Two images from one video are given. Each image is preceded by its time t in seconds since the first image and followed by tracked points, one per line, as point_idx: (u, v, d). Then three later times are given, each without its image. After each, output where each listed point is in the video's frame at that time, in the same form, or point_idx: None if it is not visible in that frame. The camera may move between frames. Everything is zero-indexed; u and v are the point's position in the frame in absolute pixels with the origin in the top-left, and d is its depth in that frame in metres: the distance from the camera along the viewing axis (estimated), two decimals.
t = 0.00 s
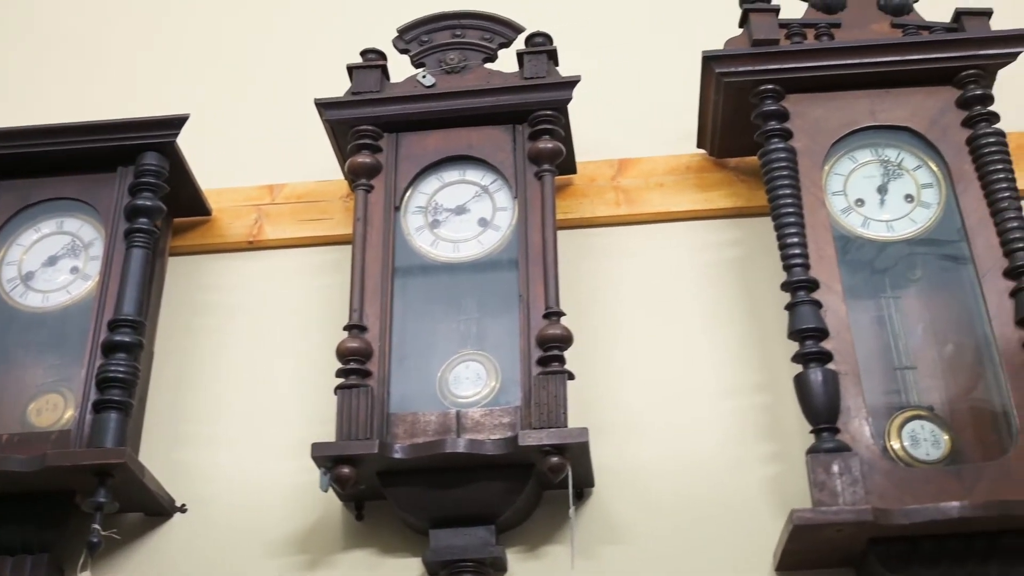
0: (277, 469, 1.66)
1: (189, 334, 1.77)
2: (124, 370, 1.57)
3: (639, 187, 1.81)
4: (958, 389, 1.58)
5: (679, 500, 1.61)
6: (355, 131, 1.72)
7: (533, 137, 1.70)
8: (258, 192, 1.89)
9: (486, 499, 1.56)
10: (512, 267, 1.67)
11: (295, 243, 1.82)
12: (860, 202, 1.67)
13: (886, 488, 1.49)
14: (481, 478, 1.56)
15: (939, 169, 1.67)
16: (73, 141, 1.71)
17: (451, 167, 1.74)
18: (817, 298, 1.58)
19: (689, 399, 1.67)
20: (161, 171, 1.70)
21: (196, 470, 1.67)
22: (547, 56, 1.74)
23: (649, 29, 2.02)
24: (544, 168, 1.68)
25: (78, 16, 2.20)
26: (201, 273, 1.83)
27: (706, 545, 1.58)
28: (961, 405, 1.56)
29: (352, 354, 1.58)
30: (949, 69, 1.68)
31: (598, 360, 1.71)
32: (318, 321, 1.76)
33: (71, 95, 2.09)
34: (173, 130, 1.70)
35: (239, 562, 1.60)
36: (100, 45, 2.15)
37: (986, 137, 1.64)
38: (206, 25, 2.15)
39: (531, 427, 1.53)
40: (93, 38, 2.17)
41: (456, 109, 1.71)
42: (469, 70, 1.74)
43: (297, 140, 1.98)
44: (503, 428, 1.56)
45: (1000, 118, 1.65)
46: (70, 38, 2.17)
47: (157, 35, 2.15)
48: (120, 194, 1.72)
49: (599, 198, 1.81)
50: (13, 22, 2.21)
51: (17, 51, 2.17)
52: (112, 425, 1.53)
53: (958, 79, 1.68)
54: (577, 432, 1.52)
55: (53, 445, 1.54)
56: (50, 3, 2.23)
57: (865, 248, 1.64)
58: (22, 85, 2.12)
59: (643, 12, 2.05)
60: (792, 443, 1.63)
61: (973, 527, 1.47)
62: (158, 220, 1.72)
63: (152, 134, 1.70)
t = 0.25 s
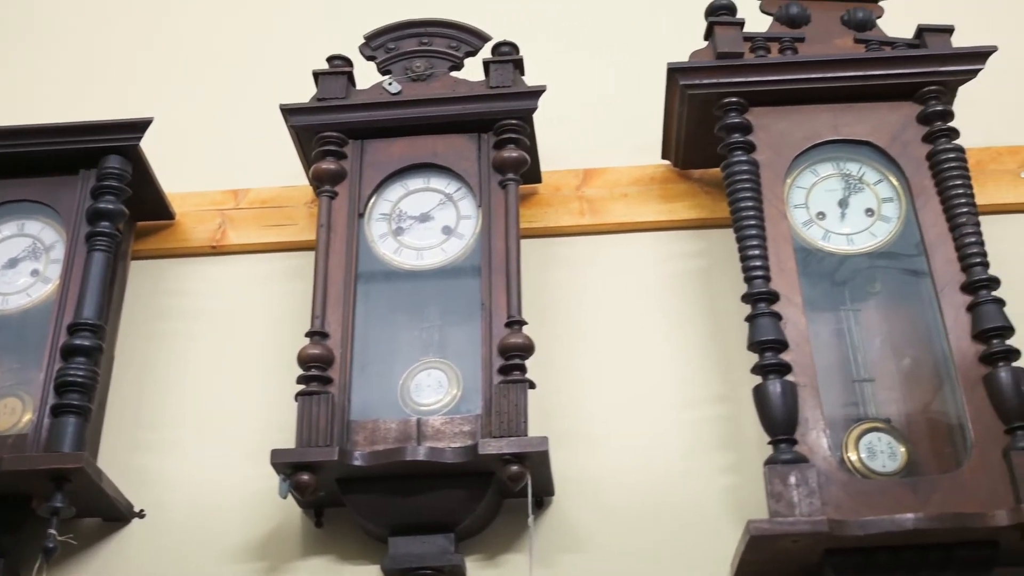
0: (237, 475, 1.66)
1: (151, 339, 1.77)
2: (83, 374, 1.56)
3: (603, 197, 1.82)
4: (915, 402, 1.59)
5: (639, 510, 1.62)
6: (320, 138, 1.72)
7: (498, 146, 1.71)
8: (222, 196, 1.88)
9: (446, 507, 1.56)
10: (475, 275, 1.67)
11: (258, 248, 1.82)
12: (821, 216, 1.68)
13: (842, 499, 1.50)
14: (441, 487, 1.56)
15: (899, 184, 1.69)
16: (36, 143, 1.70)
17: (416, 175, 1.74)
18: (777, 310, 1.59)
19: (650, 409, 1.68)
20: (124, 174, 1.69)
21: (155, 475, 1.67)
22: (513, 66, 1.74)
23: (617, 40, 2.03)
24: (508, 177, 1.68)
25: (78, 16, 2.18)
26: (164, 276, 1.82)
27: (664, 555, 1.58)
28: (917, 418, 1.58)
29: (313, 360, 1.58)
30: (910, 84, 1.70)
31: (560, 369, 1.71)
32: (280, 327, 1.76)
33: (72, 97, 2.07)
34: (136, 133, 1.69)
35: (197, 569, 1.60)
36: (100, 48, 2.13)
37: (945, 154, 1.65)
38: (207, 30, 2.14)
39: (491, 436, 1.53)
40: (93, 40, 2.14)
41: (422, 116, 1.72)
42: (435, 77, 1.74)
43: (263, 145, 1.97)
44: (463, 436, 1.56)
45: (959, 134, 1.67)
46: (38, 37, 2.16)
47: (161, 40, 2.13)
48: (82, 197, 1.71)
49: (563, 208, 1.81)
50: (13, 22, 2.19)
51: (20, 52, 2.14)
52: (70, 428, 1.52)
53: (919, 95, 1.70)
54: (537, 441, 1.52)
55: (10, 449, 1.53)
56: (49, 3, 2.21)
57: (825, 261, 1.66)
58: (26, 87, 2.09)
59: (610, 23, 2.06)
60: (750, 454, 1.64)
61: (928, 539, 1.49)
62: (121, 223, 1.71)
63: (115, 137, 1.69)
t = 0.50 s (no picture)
0: (191, 477, 1.65)
1: (107, 340, 1.76)
2: (36, 374, 1.55)
3: (562, 203, 1.82)
4: (867, 410, 1.60)
5: (593, 514, 1.62)
6: (279, 139, 1.72)
7: (456, 151, 1.71)
8: (180, 197, 1.87)
9: (399, 510, 1.56)
10: (432, 279, 1.67)
11: (216, 250, 1.81)
12: (777, 224, 1.69)
13: (793, 505, 1.51)
14: (394, 490, 1.56)
15: (854, 194, 1.70)
16: None
17: (375, 178, 1.74)
18: (731, 317, 1.60)
19: (605, 414, 1.69)
20: (80, 174, 1.68)
21: (108, 477, 1.66)
22: (473, 70, 1.74)
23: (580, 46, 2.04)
24: (467, 181, 1.68)
25: (73, 16, 2.15)
26: (120, 277, 1.81)
27: (617, 560, 1.59)
28: (869, 425, 1.59)
29: (268, 363, 1.57)
30: (866, 95, 1.71)
31: (517, 374, 1.72)
32: (237, 329, 1.75)
33: (76, 99, 2.04)
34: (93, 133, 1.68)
35: (148, 571, 1.59)
36: (96, 49, 2.11)
37: (899, 164, 1.67)
38: (201, 32, 2.12)
39: (446, 440, 1.53)
40: (93, 42, 2.12)
41: (380, 120, 1.72)
42: (395, 81, 1.74)
43: (224, 146, 1.97)
44: (418, 440, 1.56)
45: (913, 145, 1.69)
46: None
47: (143, 40, 2.12)
48: (38, 196, 1.69)
49: (522, 212, 1.82)
50: (9, 22, 2.15)
51: (23, 56, 2.10)
52: (20, 429, 1.50)
53: (875, 105, 1.71)
54: (491, 445, 1.53)
55: None
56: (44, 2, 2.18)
57: (780, 269, 1.67)
58: (29, 89, 2.06)
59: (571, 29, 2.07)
60: (704, 460, 1.65)
61: (877, 545, 1.50)
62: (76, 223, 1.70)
63: (72, 136, 1.68)
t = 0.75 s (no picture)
0: (145, 479, 1.64)
1: (63, 340, 1.74)
2: None
3: (522, 208, 1.83)
4: (820, 418, 1.62)
5: (548, 519, 1.63)
6: (238, 140, 1.71)
7: (416, 155, 1.71)
8: (138, 196, 1.86)
9: (353, 514, 1.55)
10: (389, 282, 1.67)
11: (175, 250, 1.80)
12: (734, 232, 1.70)
13: (745, 512, 1.52)
14: (348, 494, 1.55)
15: (810, 203, 1.71)
16: None
17: (334, 181, 1.74)
18: (687, 324, 1.60)
19: (561, 419, 1.69)
20: (36, 172, 1.67)
21: (61, 478, 1.64)
22: (434, 74, 1.75)
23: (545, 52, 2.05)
24: (426, 185, 1.69)
25: (73, 16, 2.13)
26: (78, 276, 1.80)
27: (570, 565, 1.59)
28: (821, 432, 1.61)
29: (223, 364, 1.57)
30: (823, 105, 1.73)
31: (473, 378, 1.72)
32: (194, 331, 1.75)
33: (82, 101, 2.02)
34: (51, 131, 1.67)
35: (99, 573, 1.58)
36: (96, 49, 2.09)
37: (855, 174, 1.69)
38: (201, 34, 2.11)
39: (401, 444, 1.53)
40: (93, 42, 2.09)
41: (340, 122, 1.71)
42: (355, 83, 1.74)
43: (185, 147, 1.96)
44: (373, 443, 1.56)
45: (869, 155, 1.71)
46: None
47: (143, 40, 2.10)
48: None
49: (482, 217, 1.82)
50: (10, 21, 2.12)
51: (23, 56, 2.08)
52: None
53: (832, 116, 1.73)
54: (446, 450, 1.53)
55: None
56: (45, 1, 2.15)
57: (736, 276, 1.68)
58: (34, 90, 2.04)
59: (534, 36, 2.07)
60: (658, 466, 1.66)
61: (827, 552, 1.52)
62: (29, 222, 1.67)
63: (29, 134, 1.66)
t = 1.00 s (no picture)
0: (96, 478, 1.63)
1: (17, 336, 1.73)
2: None
3: (481, 211, 1.83)
4: (772, 424, 1.63)
5: (500, 522, 1.63)
6: (196, 138, 1.70)
7: (375, 156, 1.71)
8: (95, 193, 1.85)
9: (304, 515, 1.55)
10: (346, 283, 1.66)
11: (131, 248, 1.80)
12: (690, 239, 1.71)
13: (696, 518, 1.53)
14: (300, 495, 1.55)
15: (767, 212, 1.73)
16: None
17: (293, 181, 1.73)
18: (642, 330, 1.61)
19: (516, 423, 1.69)
20: None
21: (12, 476, 1.63)
22: (395, 76, 1.75)
23: (510, 56, 2.05)
24: (384, 187, 1.69)
25: (74, 17, 2.11)
26: (33, 272, 1.79)
27: (523, 569, 1.60)
28: (774, 439, 1.61)
29: (177, 364, 1.56)
30: (781, 115, 1.74)
31: (429, 381, 1.72)
32: (149, 329, 1.74)
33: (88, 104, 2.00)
34: (7, 126, 1.64)
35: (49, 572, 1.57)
36: (98, 51, 2.07)
37: (811, 184, 1.70)
38: (202, 35, 2.10)
39: (354, 446, 1.53)
40: (96, 43, 2.08)
41: (299, 122, 1.71)
42: (315, 83, 1.74)
43: (146, 145, 1.95)
44: (326, 445, 1.55)
45: (826, 165, 1.72)
46: None
47: (145, 42, 2.08)
48: None
49: (440, 220, 1.82)
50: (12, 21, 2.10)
51: (24, 57, 2.05)
52: None
53: (790, 126, 1.74)
54: (399, 452, 1.52)
55: None
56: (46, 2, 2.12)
57: (692, 283, 1.69)
58: (39, 92, 2.01)
59: (497, 38, 2.07)
60: (612, 471, 1.67)
61: (776, 558, 1.53)
62: None
63: None
